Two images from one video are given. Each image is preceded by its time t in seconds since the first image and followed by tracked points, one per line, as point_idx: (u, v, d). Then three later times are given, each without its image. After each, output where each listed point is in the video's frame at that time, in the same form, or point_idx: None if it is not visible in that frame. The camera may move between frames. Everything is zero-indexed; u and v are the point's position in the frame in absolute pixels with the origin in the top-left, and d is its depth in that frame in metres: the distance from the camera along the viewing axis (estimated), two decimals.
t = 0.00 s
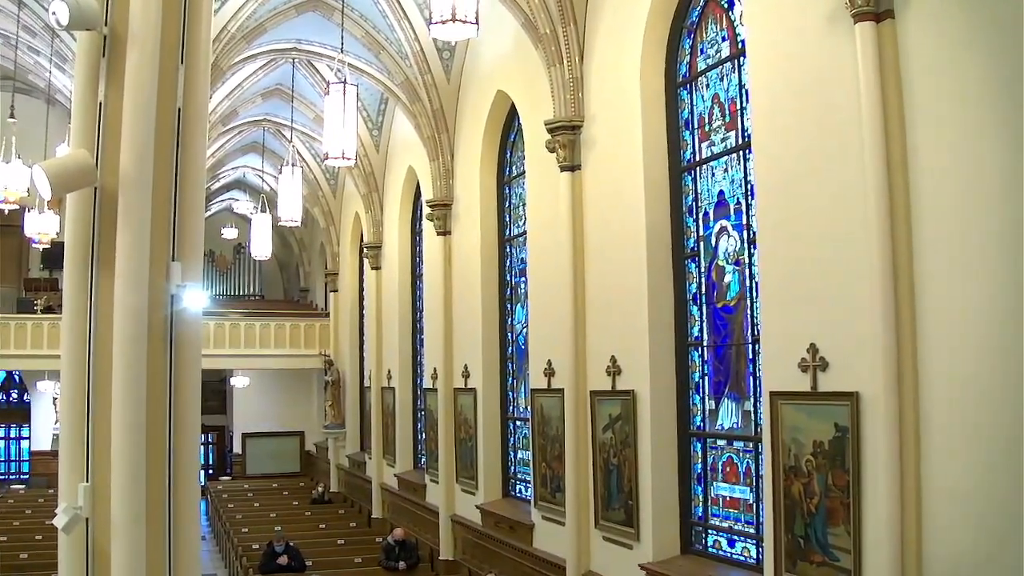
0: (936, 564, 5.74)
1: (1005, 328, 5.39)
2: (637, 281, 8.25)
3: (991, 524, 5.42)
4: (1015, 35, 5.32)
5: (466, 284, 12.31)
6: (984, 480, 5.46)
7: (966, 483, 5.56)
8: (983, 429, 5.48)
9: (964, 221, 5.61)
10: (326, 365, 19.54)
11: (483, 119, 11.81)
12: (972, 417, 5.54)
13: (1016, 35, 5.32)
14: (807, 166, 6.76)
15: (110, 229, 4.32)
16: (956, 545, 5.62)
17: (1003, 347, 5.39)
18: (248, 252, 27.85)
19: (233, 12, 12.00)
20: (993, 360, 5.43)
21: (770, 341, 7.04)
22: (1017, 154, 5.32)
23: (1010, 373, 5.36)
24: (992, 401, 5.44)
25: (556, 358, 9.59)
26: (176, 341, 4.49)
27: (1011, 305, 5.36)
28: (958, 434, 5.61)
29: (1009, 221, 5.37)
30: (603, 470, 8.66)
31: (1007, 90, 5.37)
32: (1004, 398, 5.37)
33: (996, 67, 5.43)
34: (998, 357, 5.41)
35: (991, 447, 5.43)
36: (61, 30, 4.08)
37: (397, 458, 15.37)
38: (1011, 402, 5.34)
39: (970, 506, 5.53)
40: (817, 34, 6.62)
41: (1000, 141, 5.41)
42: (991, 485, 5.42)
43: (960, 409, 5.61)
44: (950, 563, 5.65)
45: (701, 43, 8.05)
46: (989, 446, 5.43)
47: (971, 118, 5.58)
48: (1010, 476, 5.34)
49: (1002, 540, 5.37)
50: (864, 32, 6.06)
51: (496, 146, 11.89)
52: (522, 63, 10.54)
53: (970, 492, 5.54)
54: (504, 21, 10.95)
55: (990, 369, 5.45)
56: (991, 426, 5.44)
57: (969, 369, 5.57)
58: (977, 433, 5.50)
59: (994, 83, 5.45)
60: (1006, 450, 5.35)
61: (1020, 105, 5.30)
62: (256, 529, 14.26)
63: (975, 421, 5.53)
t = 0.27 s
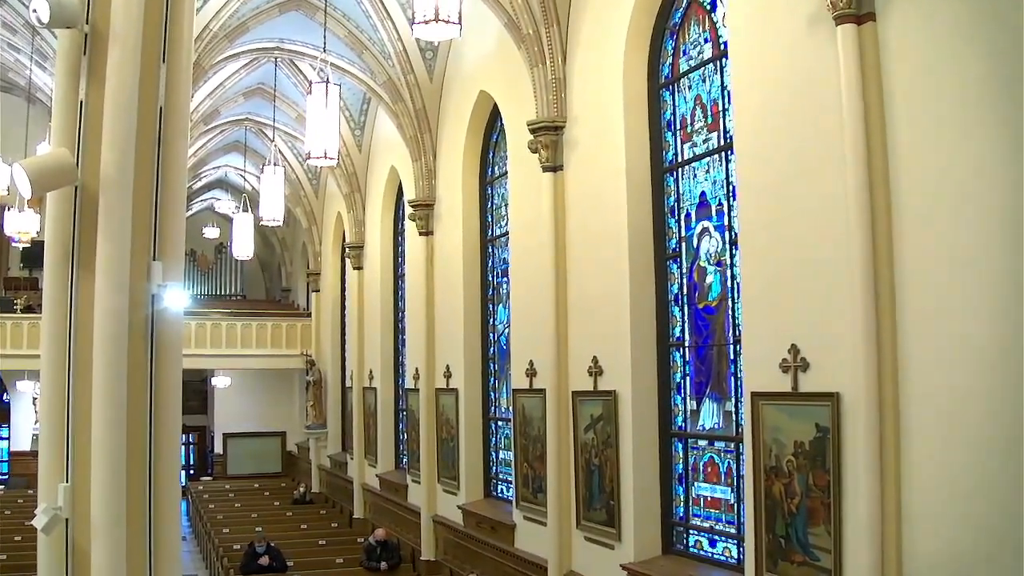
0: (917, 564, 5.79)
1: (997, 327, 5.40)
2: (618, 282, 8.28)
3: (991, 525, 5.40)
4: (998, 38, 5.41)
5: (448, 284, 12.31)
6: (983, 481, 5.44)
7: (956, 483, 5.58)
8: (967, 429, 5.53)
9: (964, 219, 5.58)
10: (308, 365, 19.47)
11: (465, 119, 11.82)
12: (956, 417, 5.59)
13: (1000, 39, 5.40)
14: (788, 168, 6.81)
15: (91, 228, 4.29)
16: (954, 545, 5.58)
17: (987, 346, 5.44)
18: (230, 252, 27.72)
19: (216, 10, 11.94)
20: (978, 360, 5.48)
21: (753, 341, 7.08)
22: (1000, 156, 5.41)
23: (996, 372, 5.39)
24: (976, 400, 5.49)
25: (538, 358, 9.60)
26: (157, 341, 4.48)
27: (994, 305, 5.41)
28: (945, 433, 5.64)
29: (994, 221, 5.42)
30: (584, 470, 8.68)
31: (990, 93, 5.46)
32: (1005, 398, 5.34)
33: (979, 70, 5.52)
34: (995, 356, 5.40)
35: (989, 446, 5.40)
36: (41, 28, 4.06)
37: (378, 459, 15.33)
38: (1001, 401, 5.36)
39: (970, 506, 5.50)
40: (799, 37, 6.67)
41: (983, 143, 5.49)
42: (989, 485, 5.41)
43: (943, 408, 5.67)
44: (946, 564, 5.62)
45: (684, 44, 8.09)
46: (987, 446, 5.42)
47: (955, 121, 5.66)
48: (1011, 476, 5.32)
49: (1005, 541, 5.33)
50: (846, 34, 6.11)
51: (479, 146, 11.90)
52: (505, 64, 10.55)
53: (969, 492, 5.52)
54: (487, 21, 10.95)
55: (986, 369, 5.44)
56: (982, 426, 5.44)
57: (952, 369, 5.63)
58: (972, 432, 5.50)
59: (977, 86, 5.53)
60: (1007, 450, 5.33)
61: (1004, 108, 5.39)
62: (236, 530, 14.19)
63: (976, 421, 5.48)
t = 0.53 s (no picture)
0: (896, 563, 5.83)
1: (980, 325, 5.37)
2: (598, 282, 8.30)
3: (982, 522, 5.34)
4: (973, 41, 5.45)
5: (428, 284, 12.30)
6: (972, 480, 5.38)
7: (941, 481, 5.57)
8: (949, 427, 5.54)
9: (955, 216, 5.52)
10: (287, 365, 19.40)
11: (445, 119, 11.81)
12: (937, 416, 5.61)
13: (975, 42, 5.45)
14: (767, 170, 6.85)
15: (68, 228, 4.24)
16: (952, 546, 5.50)
17: (965, 344, 5.45)
18: (208, 252, 27.58)
19: (196, 8, 11.88)
20: (957, 358, 5.49)
21: (732, 341, 7.13)
22: (973, 156, 5.43)
23: (975, 370, 5.39)
24: (956, 398, 5.50)
25: (518, 358, 9.61)
26: (135, 341, 4.44)
27: (970, 303, 5.42)
28: (929, 432, 5.65)
29: (971, 220, 5.43)
30: (564, 470, 8.70)
31: (964, 95, 5.50)
32: (1005, 400, 5.24)
33: (954, 72, 5.56)
34: (985, 355, 5.34)
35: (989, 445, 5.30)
36: (18, 25, 4.02)
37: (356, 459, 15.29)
38: (982, 399, 5.35)
39: (967, 506, 5.41)
40: (778, 40, 6.72)
41: (958, 144, 5.53)
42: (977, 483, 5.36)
43: (924, 408, 5.69)
44: (939, 563, 5.56)
45: (664, 45, 8.11)
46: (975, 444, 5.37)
47: (931, 122, 5.70)
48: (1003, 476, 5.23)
49: (1002, 539, 5.24)
50: (824, 37, 6.16)
51: (458, 146, 11.90)
52: (485, 64, 10.55)
53: (959, 490, 5.46)
54: (467, 22, 10.96)
55: (970, 367, 5.42)
56: (966, 424, 5.43)
57: (932, 368, 5.66)
58: (962, 430, 5.45)
59: (952, 87, 5.57)
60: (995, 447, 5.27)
61: (978, 108, 5.42)
62: (215, 531, 14.13)
63: (976, 422, 5.38)
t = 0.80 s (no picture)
0: (877, 564, 5.83)
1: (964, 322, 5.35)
2: (582, 282, 8.29)
3: (972, 520, 5.28)
4: (954, 41, 5.46)
5: (412, 284, 12.29)
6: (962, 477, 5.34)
7: (928, 480, 5.55)
8: (934, 426, 5.52)
9: (948, 214, 5.47)
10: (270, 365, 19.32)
11: (430, 119, 11.80)
12: (922, 414, 5.60)
13: (955, 42, 5.46)
14: (750, 171, 6.87)
15: (51, 224, 4.19)
16: (952, 546, 5.39)
17: (950, 342, 5.44)
18: (192, 251, 27.52)
19: (180, 7, 11.85)
20: (943, 356, 5.48)
21: (715, 342, 7.13)
22: (955, 155, 5.43)
23: (960, 368, 5.38)
24: (941, 397, 5.49)
25: (501, 359, 9.60)
26: (118, 339, 4.44)
27: (953, 301, 5.42)
28: (914, 431, 5.64)
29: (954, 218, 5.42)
30: (547, 470, 8.69)
31: (945, 94, 5.50)
32: (1005, 399, 5.16)
33: (935, 72, 5.57)
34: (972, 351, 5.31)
35: (979, 442, 5.26)
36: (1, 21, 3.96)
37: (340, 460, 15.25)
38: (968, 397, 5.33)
39: (966, 506, 5.32)
40: (762, 41, 6.73)
41: (939, 143, 5.53)
42: (966, 480, 5.32)
43: (910, 406, 5.68)
44: (938, 564, 5.45)
45: (648, 46, 8.12)
46: (961, 441, 5.35)
47: (912, 122, 5.71)
48: (992, 473, 5.19)
49: (1001, 539, 5.15)
50: (808, 38, 6.17)
51: (443, 147, 11.89)
52: (468, 65, 10.54)
53: (947, 488, 5.42)
54: (451, 22, 10.94)
55: (956, 364, 5.41)
56: (954, 422, 5.40)
57: (916, 367, 5.66)
58: (948, 429, 5.43)
59: (933, 87, 5.58)
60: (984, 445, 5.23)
61: (958, 107, 5.42)
62: (199, 531, 14.09)
63: (975, 421, 5.30)
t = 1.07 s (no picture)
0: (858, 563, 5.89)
1: (949, 320, 5.39)
2: (564, 282, 8.30)
3: (958, 516, 5.28)
4: (936, 43, 5.54)
5: (393, 284, 12.28)
6: (950, 475, 5.35)
7: (913, 478, 5.57)
8: (919, 424, 5.55)
9: (927, 217, 5.55)
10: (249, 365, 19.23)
11: (412, 119, 11.78)
12: (906, 412, 5.64)
13: (938, 44, 5.53)
14: (731, 172, 6.89)
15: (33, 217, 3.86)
16: (952, 546, 5.30)
17: (935, 341, 5.48)
18: (172, 251, 27.40)
19: (161, 5, 11.79)
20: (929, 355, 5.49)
21: (697, 342, 7.15)
22: (938, 155, 5.50)
23: (945, 365, 5.42)
24: (925, 395, 5.52)
25: (483, 359, 9.60)
26: (100, 339, 4.41)
27: (937, 300, 5.47)
28: (898, 429, 5.67)
29: (938, 217, 5.47)
30: (529, 471, 8.69)
31: (928, 96, 5.57)
32: (1005, 399, 5.09)
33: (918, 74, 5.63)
34: (957, 348, 5.34)
35: (965, 439, 5.28)
36: None
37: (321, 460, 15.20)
38: (953, 394, 5.36)
39: (966, 505, 5.24)
40: (743, 43, 6.76)
41: (922, 144, 5.60)
42: (952, 477, 5.33)
43: (894, 405, 5.71)
44: (938, 564, 5.36)
45: (630, 48, 8.14)
46: (947, 439, 5.38)
47: (895, 123, 5.77)
48: (977, 469, 5.19)
49: (1002, 539, 5.06)
50: (791, 40, 6.22)
51: (425, 147, 11.89)
52: (450, 65, 10.54)
53: (934, 485, 5.44)
54: (434, 22, 10.93)
55: (941, 362, 5.44)
56: (940, 419, 5.43)
57: (899, 366, 5.69)
58: (934, 426, 5.46)
59: (916, 89, 5.65)
60: (970, 441, 5.24)
61: (941, 109, 5.49)
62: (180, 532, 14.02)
63: (976, 421, 5.23)
